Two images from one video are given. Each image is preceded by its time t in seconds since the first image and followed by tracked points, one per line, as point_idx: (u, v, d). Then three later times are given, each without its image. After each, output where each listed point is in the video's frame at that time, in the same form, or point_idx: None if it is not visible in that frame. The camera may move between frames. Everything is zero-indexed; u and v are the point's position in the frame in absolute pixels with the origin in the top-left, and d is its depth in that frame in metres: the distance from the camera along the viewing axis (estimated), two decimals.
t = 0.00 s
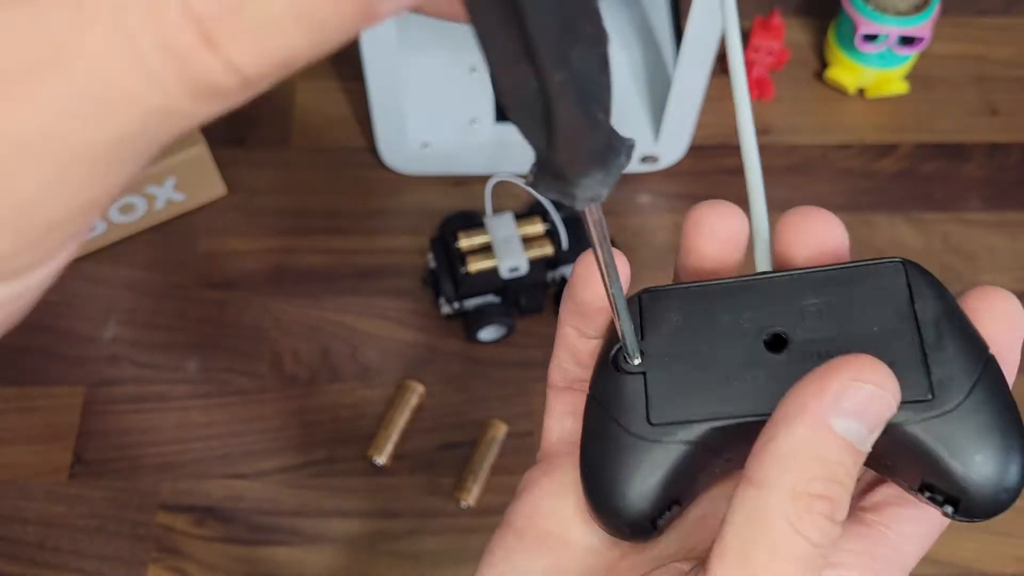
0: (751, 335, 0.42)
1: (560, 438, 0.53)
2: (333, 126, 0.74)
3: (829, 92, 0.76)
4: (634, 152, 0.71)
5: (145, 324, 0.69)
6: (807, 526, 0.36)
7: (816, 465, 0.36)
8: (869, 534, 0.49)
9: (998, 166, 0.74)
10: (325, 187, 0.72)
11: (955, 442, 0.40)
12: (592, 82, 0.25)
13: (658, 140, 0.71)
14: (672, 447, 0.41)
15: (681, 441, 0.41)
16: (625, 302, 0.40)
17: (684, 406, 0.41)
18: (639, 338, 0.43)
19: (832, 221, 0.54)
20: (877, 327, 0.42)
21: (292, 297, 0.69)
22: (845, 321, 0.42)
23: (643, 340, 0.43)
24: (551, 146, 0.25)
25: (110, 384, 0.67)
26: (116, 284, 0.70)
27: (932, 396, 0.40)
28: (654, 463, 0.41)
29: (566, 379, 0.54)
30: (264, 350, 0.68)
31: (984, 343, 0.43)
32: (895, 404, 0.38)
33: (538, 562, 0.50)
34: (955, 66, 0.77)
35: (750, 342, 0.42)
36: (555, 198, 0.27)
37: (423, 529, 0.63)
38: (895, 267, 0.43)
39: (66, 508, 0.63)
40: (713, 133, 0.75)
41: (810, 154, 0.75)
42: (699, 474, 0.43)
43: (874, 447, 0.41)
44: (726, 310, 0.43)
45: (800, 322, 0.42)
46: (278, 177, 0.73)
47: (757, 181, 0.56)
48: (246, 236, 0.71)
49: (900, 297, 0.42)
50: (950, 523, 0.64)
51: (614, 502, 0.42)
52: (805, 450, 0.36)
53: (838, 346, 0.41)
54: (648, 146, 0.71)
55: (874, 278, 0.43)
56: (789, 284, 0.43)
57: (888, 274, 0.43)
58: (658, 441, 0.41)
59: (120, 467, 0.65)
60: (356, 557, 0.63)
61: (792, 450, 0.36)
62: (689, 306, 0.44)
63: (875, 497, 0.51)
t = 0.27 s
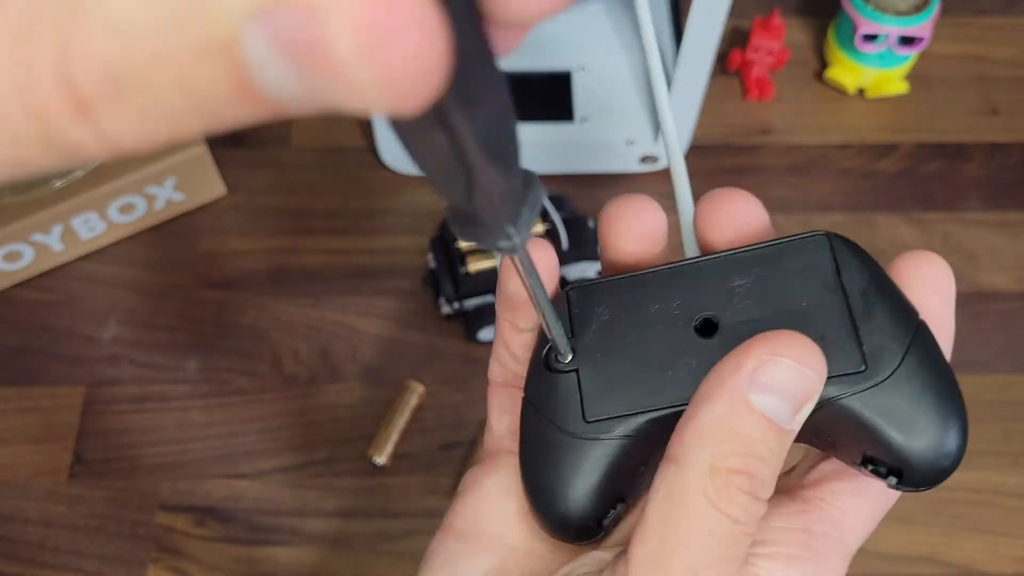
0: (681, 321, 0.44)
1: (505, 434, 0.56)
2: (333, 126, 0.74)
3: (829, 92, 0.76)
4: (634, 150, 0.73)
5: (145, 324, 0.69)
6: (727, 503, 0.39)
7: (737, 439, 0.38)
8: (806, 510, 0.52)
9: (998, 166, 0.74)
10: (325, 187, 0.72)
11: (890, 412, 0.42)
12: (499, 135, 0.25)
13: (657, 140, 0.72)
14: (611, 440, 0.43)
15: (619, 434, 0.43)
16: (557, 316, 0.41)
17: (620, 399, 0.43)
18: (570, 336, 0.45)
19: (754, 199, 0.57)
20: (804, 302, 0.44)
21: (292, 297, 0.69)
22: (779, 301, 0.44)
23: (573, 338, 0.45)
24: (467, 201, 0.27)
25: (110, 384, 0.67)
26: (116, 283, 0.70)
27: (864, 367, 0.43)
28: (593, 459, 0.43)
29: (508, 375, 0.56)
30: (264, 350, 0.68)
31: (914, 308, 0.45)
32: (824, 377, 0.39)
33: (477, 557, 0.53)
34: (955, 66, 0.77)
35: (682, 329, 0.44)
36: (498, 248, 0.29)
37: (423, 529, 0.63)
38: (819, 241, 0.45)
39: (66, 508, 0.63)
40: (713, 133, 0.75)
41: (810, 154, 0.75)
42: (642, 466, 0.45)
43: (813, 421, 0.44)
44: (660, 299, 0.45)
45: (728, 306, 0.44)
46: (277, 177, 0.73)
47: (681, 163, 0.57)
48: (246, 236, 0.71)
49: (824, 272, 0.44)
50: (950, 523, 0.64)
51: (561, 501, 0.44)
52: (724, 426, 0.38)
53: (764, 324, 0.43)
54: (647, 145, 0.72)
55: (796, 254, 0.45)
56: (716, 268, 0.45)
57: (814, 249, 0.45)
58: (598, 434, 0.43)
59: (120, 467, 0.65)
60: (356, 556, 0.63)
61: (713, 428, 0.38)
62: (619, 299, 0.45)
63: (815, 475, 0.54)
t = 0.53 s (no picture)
0: (637, 318, 0.44)
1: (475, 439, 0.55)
2: (333, 126, 0.74)
3: (830, 92, 0.76)
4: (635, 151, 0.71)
5: (145, 324, 0.69)
6: (680, 501, 0.38)
7: (691, 437, 0.37)
8: (759, 502, 0.52)
9: (998, 165, 0.74)
10: (325, 187, 0.72)
11: (849, 404, 0.42)
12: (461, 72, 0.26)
13: (658, 140, 0.70)
14: (568, 441, 0.42)
15: (578, 435, 0.42)
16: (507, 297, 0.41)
17: (576, 399, 0.43)
18: (524, 336, 0.44)
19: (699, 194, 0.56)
20: (759, 297, 0.44)
21: (292, 297, 0.69)
22: (735, 295, 0.44)
23: (527, 338, 0.44)
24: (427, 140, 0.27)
25: (110, 384, 0.67)
26: (115, 283, 0.70)
27: (822, 360, 0.43)
28: (551, 462, 0.43)
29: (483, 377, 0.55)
30: (263, 350, 0.67)
31: (867, 300, 0.45)
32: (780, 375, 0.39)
33: (432, 556, 0.52)
34: (955, 65, 0.77)
35: (637, 326, 0.43)
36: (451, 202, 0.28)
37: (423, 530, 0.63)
38: (772, 233, 0.45)
39: (66, 508, 0.63)
40: (714, 133, 0.75)
41: (810, 154, 0.75)
42: (603, 466, 0.44)
43: (770, 416, 0.43)
44: (614, 295, 0.44)
45: (683, 302, 0.44)
46: (277, 177, 0.73)
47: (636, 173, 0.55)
48: (246, 236, 0.71)
49: (778, 264, 0.45)
50: (951, 523, 0.64)
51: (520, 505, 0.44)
52: (678, 420, 0.37)
53: (720, 320, 0.43)
54: (649, 146, 0.71)
55: (751, 248, 0.45)
56: (670, 264, 0.45)
57: (767, 243, 0.45)
58: (557, 437, 0.43)
59: (120, 467, 0.65)
60: (356, 556, 0.62)
61: (666, 426, 0.37)
62: (573, 297, 0.45)
63: (769, 465, 0.54)
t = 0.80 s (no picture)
0: (627, 330, 0.44)
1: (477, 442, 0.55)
2: (332, 126, 0.74)
3: (830, 91, 0.76)
4: (635, 152, 0.71)
5: (145, 324, 0.69)
6: (669, 501, 0.39)
7: (677, 440, 0.39)
8: (745, 505, 0.53)
9: (998, 165, 0.74)
10: (324, 187, 0.72)
11: (826, 408, 0.43)
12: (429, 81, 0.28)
13: (658, 140, 0.70)
14: (563, 446, 0.43)
15: (572, 441, 0.43)
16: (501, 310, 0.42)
17: (570, 407, 0.43)
18: (519, 347, 0.45)
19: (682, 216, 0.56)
20: (742, 308, 0.44)
21: (291, 297, 0.69)
22: (720, 307, 0.44)
23: (522, 349, 0.45)
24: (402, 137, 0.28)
25: (109, 384, 0.67)
26: (115, 283, 0.69)
27: (801, 367, 0.44)
28: (543, 468, 0.44)
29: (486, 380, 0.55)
30: (263, 350, 0.67)
31: (842, 310, 0.47)
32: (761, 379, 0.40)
33: (429, 558, 0.53)
34: (956, 65, 0.77)
35: (626, 337, 0.44)
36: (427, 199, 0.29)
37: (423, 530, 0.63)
38: (752, 249, 0.46)
39: (66, 508, 0.63)
40: (714, 132, 0.75)
41: (811, 154, 0.74)
42: (593, 472, 0.45)
43: (752, 421, 0.44)
44: (604, 307, 0.45)
45: (670, 314, 0.44)
46: (276, 177, 0.73)
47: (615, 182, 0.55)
48: (245, 236, 0.71)
49: (760, 277, 0.45)
50: (952, 523, 0.64)
51: (515, 509, 0.44)
52: (666, 424, 0.38)
53: (706, 332, 0.44)
54: (648, 146, 0.70)
55: (734, 262, 0.46)
56: (655, 277, 0.45)
57: (749, 257, 0.46)
58: (551, 442, 0.43)
59: (119, 467, 0.64)
60: (355, 557, 0.62)
61: (653, 428, 0.38)
62: (563, 309, 0.45)
63: (754, 471, 0.56)
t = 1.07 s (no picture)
0: (588, 314, 0.44)
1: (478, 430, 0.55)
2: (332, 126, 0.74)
3: (830, 92, 0.76)
4: (634, 151, 0.71)
5: (145, 323, 0.69)
6: (629, 484, 0.39)
7: (638, 424, 0.38)
8: (702, 485, 0.54)
9: (998, 165, 0.74)
10: (324, 187, 0.72)
11: (783, 392, 0.44)
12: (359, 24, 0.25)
13: (658, 140, 0.70)
14: (524, 430, 0.43)
15: (533, 425, 0.43)
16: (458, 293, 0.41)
17: (534, 391, 0.43)
18: (480, 331, 0.44)
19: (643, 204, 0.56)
20: (702, 292, 0.44)
21: (291, 297, 0.69)
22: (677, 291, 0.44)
23: (483, 333, 0.44)
24: (337, 99, 0.25)
25: (109, 384, 0.67)
26: (115, 283, 0.69)
27: (759, 351, 0.44)
28: (507, 451, 0.43)
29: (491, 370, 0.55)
30: (263, 350, 0.67)
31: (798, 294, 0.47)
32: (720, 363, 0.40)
33: (390, 544, 0.53)
34: (955, 65, 0.77)
35: (588, 321, 0.44)
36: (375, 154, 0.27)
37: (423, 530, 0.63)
38: (712, 234, 0.46)
39: (66, 508, 0.63)
40: (714, 132, 0.75)
41: (811, 154, 0.74)
42: (554, 458, 0.45)
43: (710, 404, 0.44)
44: (565, 291, 0.45)
45: (632, 297, 0.44)
46: (276, 177, 0.73)
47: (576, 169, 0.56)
48: (245, 236, 0.71)
49: (721, 262, 0.45)
50: (952, 523, 0.64)
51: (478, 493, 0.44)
52: (628, 407, 0.38)
53: (668, 316, 0.43)
54: (648, 146, 0.70)
55: (694, 245, 0.45)
56: (619, 260, 0.45)
57: (708, 241, 0.46)
58: (511, 426, 0.43)
59: (119, 467, 0.64)
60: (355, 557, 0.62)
61: (614, 410, 0.38)
62: (523, 292, 0.45)
63: (712, 452, 0.56)
